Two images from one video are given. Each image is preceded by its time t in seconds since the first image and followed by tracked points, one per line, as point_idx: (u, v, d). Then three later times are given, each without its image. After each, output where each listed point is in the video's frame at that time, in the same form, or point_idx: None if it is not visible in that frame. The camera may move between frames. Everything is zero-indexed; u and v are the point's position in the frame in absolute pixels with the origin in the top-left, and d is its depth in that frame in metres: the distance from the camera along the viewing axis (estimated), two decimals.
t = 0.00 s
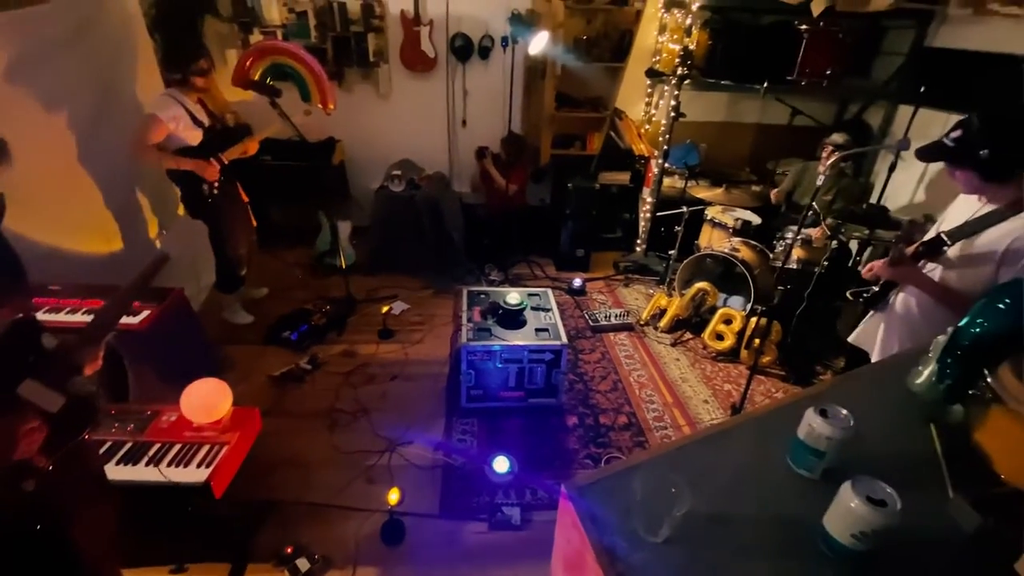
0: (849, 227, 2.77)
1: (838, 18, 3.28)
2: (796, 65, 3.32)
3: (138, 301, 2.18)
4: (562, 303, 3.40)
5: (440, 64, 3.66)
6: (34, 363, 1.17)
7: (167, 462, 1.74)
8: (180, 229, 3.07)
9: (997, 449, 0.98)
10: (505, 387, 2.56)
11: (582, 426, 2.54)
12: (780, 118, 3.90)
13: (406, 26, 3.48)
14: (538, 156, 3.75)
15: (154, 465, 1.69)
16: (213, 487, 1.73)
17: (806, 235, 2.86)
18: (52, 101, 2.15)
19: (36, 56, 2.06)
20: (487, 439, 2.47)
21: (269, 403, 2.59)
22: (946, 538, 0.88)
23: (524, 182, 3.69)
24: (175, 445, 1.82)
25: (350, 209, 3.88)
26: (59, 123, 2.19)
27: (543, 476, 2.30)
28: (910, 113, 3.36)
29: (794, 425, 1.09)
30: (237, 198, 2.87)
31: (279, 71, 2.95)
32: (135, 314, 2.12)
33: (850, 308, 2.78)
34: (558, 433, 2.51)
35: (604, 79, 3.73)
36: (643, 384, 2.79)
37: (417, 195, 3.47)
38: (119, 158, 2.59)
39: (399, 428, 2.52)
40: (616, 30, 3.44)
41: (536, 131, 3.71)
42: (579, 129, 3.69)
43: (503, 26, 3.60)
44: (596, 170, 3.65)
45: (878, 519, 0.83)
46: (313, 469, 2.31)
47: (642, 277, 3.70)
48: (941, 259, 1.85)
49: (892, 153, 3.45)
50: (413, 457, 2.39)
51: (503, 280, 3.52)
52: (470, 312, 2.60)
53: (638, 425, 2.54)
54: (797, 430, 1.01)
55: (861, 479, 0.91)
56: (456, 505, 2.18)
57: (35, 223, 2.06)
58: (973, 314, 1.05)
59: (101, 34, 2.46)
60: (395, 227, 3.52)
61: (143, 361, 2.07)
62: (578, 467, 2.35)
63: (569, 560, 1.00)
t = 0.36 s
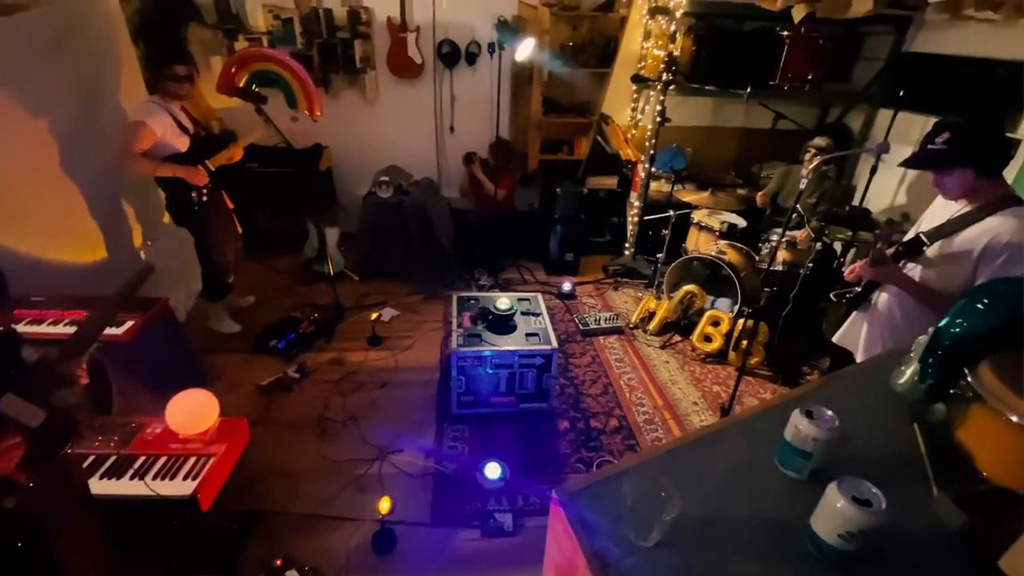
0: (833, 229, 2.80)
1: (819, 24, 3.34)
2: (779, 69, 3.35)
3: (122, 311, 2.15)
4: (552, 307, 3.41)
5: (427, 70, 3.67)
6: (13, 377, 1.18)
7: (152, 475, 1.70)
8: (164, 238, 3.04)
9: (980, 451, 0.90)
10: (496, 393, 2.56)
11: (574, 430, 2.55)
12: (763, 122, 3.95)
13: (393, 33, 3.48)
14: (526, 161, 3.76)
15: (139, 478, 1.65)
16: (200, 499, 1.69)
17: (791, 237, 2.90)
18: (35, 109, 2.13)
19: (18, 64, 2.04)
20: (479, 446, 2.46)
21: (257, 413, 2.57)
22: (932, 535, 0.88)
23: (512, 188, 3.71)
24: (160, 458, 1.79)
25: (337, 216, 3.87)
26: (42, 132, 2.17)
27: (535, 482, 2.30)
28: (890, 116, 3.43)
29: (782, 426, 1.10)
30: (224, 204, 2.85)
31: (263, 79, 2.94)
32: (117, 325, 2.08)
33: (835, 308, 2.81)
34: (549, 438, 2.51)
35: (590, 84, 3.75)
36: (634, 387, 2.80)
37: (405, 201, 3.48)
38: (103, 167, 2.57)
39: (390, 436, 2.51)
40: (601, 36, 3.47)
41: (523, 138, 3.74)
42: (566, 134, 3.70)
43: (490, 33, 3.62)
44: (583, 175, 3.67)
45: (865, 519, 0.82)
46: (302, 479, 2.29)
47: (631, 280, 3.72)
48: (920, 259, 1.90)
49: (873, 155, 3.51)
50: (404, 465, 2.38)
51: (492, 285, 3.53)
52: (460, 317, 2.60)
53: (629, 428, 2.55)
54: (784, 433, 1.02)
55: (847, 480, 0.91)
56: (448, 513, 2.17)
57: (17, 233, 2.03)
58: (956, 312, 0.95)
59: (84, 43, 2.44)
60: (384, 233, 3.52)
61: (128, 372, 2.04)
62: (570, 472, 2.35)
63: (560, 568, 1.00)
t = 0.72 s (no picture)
0: (823, 236, 2.87)
1: (806, 35, 3.39)
2: (767, 80, 3.43)
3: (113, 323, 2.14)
4: (546, 315, 3.42)
5: (421, 81, 3.69)
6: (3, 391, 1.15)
7: (142, 489, 1.68)
8: (155, 250, 3.03)
9: (968, 458, 0.88)
10: (491, 402, 2.56)
11: (569, 439, 2.55)
12: (753, 131, 4.00)
13: (386, 45, 3.50)
14: (519, 171, 3.79)
15: (127, 492, 1.63)
16: (192, 513, 1.66)
17: (782, 244, 2.92)
18: (25, 122, 2.12)
19: (9, 77, 2.04)
20: (474, 456, 2.46)
21: (250, 425, 2.55)
22: (923, 541, 0.88)
23: (506, 197, 3.73)
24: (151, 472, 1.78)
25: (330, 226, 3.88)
26: (33, 144, 2.17)
27: (530, 492, 2.29)
28: (877, 125, 3.49)
29: (774, 432, 1.11)
30: (217, 216, 2.87)
31: (256, 90, 2.95)
32: (109, 337, 2.08)
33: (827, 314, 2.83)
34: (545, 447, 2.51)
35: (582, 94, 3.79)
36: (629, 395, 2.80)
37: (399, 210, 3.49)
38: (94, 179, 2.56)
39: (385, 446, 2.51)
40: (592, 47, 3.51)
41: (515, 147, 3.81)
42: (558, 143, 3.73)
43: (482, 44, 3.65)
44: (576, 184, 3.70)
45: (854, 526, 0.82)
46: (295, 491, 2.28)
47: (624, 288, 3.74)
48: (909, 267, 1.91)
49: (861, 163, 3.56)
50: (399, 477, 2.37)
51: (487, 294, 3.54)
52: (454, 326, 2.60)
53: (624, 437, 2.55)
54: (774, 440, 1.02)
55: (835, 487, 0.90)
56: (442, 525, 2.16)
57: (8, 246, 2.02)
58: (940, 320, 1.01)
59: (76, 55, 2.45)
60: (378, 242, 3.53)
61: (119, 385, 2.03)
62: (566, 481, 2.35)
63: None
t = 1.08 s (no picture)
0: (821, 242, 2.84)
1: (802, 42, 3.42)
2: (763, 86, 3.42)
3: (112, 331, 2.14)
4: (545, 321, 3.43)
5: (419, 89, 3.71)
6: None
7: (141, 498, 1.67)
8: (154, 258, 3.03)
9: (962, 459, 0.89)
10: (491, 409, 2.56)
11: (569, 445, 2.55)
12: (750, 137, 4.02)
13: (385, 53, 3.53)
14: (518, 175, 3.85)
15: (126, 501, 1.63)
16: (190, 522, 1.65)
17: (781, 249, 2.90)
18: (23, 131, 2.13)
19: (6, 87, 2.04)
20: (474, 463, 2.45)
21: (249, 433, 2.55)
22: (923, 547, 0.88)
23: (505, 205, 3.80)
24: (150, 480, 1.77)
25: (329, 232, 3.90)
26: (31, 154, 2.18)
27: (530, 499, 2.29)
28: (874, 131, 3.51)
29: (773, 437, 1.11)
30: (215, 223, 2.87)
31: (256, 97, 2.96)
32: (108, 346, 2.08)
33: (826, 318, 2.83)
34: (545, 454, 2.51)
35: (580, 101, 3.81)
36: (629, 401, 2.81)
37: (398, 217, 3.50)
38: (92, 188, 2.57)
39: (385, 453, 2.51)
40: (590, 54, 3.51)
41: (513, 155, 3.86)
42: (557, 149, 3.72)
43: (480, 52, 3.67)
44: (575, 190, 3.71)
45: (852, 530, 0.82)
46: (294, 499, 2.27)
47: (624, 293, 3.76)
48: (908, 271, 1.93)
49: (858, 169, 3.58)
50: (399, 484, 2.36)
51: (486, 300, 3.55)
52: (453, 333, 2.61)
53: (624, 443, 2.55)
54: (773, 445, 1.02)
55: (833, 492, 0.90)
56: (442, 532, 2.15)
57: (5, 255, 2.02)
58: (937, 323, 1.02)
59: (74, 65, 2.46)
60: (377, 249, 3.54)
61: (117, 394, 2.03)
62: (566, 488, 2.34)
63: None
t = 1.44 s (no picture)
0: (822, 245, 2.78)
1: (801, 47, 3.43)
2: (762, 91, 3.47)
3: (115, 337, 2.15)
4: (546, 325, 3.44)
5: (421, 94, 3.73)
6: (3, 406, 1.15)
7: (141, 505, 1.67)
8: (155, 263, 3.04)
9: (963, 464, 0.89)
10: (492, 413, 2.56)
11: (570, 450, 2.54)
12: (749, 141, 4.03)
13: (386, 59, 3.54)
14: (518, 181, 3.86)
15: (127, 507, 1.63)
16: (191, 529, 1.65)
17: (781, 252, 2.96)
18: (25, 137, 2.14)
19: (8, 93, 2.05)
20: (475, 468, 2.45)
21: (250, 438, 2.56)
22: (929, 550, 0.87)
23: (506, 209, 3.83)
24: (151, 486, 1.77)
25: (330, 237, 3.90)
26: (32, 160, 2.18)
27: (532, 504, 2.28)
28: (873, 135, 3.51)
29: (775, 443, 1.11)
30: (217, 227, 2.88)
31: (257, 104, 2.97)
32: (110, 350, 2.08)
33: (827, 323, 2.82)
34: (546, 459, 2.51)
35: (580, 106, 3.82)
36: (630, 405, 2.81)
37: (399, 221, 3.51)
38: (94, 194, 2.58)
39: (386, 459, 2.50)
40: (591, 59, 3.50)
41: (514, 157, 3.82)
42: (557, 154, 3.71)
43: (481, 58, 3.69)
44: (575, 195, 3.72)
45: (855, 536, 0.82)
46: (296, 505, 2.27)
47: (624, 298, 3.76)
48: (910, 275, 1.92)
49: (858, 173, 3.58)
50: (400, 490, 2.36)
51: (487, 304, 3.56)
52: (454, 337, 2.61)
53: (626, 447, 2.55)
54: (775, 450, 1.02)
55: (836, 498, 0.90)
56: (443, 538, 2.15)
57: (7, 261, 2.03)
58: (937, 329, 1.02)
59: (77, 71, 2.47)
60: (379, 253, 3.55)
61: (118, 399, 2.03)
62: (568, 493, 2.34)
63: None
